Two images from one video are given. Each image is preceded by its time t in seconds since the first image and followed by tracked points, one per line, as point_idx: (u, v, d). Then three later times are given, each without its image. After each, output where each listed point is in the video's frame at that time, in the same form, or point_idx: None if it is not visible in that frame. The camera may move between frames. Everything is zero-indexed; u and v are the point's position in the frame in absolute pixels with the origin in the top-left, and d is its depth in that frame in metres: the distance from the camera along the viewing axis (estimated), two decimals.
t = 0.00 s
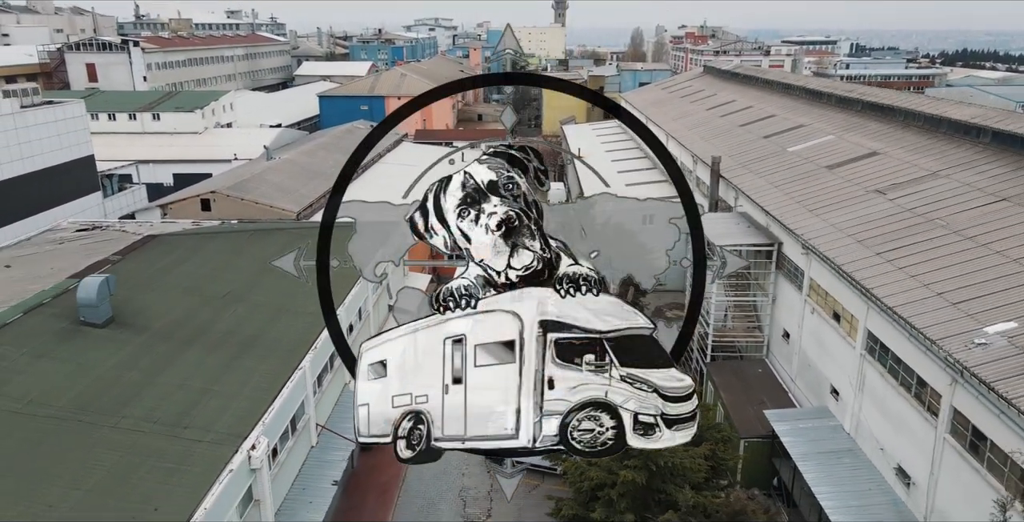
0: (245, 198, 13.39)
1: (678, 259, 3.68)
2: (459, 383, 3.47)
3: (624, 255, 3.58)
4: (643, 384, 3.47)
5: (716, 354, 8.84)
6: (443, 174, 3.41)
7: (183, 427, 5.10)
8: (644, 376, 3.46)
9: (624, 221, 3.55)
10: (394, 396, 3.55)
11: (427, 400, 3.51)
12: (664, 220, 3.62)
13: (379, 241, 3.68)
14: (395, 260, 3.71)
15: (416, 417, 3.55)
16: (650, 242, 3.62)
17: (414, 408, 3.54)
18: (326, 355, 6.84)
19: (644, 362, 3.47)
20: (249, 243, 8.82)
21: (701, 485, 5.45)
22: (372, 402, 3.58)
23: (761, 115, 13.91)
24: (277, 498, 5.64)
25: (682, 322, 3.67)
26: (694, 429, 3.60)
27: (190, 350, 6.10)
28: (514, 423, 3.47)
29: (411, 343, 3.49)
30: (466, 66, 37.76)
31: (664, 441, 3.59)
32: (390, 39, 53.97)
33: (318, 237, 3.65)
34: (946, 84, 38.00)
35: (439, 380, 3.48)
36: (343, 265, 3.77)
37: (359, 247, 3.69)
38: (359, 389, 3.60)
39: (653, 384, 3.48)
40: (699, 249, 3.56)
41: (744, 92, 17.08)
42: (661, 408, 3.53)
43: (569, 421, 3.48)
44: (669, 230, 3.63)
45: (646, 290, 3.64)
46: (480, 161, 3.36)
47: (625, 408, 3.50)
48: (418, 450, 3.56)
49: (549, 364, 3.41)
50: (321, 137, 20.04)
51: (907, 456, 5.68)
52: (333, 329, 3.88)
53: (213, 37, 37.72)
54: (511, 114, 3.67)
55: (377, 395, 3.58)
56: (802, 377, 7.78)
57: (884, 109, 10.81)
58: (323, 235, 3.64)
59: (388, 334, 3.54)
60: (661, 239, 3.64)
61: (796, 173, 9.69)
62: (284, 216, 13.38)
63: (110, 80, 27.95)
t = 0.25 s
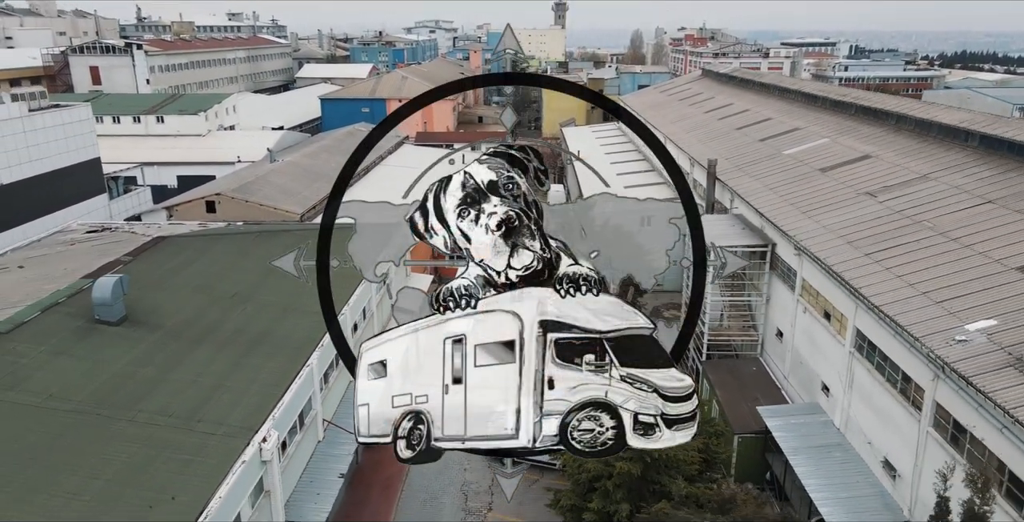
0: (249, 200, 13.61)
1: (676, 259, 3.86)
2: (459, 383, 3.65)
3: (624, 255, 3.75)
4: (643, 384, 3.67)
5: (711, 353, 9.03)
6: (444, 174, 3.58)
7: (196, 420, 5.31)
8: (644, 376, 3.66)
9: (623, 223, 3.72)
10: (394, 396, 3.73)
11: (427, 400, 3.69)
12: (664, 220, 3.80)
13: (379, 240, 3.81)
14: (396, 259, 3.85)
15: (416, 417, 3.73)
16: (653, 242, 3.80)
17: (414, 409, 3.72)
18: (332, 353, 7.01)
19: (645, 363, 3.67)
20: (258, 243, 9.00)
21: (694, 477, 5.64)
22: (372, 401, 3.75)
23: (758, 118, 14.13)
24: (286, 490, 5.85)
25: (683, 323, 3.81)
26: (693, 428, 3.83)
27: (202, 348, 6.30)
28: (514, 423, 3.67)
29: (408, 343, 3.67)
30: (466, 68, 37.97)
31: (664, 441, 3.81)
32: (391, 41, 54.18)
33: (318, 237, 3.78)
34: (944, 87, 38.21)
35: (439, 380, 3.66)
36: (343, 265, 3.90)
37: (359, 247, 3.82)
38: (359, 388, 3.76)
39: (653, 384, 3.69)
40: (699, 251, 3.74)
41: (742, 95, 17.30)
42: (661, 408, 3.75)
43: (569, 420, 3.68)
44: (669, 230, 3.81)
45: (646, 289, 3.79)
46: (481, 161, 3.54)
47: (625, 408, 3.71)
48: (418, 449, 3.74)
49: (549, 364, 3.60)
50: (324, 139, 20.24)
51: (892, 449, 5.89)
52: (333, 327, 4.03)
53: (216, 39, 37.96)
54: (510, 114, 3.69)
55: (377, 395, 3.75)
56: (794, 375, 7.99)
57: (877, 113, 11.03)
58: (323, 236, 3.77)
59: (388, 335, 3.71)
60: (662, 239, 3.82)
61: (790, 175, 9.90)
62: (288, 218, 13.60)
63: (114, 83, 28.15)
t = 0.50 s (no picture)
0: (253, 202, 13.80)
1: (676, 259, 4.00)
2: (459, 383, 3.79)
3: (624, 255, 3.87)
4: (644, 384, 3.84)
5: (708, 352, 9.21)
6: (444, 174, 3.70)
7: (207, 415, 5.50)
8: (644, 376, 3.82)
9: (621, 224, 3.83)
10: (394, 397, 3.86)
11: (427, 400, 3.82)
12: (664, 220, 3.91)
13: (379, 241, 3.91)
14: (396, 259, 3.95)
15: (416, 417, 3.86)
16: (654, 240, 3.91)
17: (414, 409, 3.85)
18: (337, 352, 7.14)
19: (643, 363, 3.82)
20: (265, 241, 9.07)
21: (689, 470, 5.81)
22: (371, 401, 3.89)
23: (754, 121, 14.34)
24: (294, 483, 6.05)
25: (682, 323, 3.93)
26: (692, 428, 4.00)
27: (210, 345, 6.47)
28: (513, 423, 3.83)
29: (407, 342, 3.79)
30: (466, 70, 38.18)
31: (663, 440, 3.98)
32: (391, 43, 54.38)
33: (318, 238, 3.90)
34: (942, 88, 38.42)
35: (439, 380, 3.79)
36: (343, 265, 4.00)
37: (359, 247, 3.91)
38: (359, 387, 3.90)
39: (653, 384, 3.85)
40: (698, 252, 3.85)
41: (739, 97, 17.51)
42: (662, 408, 3.92)
43: (569, 420, 3.85)
44: (669, 229, 3.93)
45: (646, 288, 3.93)
46: (481, 162, 3.66)
47: (625, 408, 3.88)
48: (418, 449, 3.87)
49: (549, 363, 3.76)
50: (325, 141, 20.44)
51: (881, 444, 6.09)
52: (333, 325, 4.13)
53: (217, 41, 38.17)
54: (511, 114, 3.79)
55: (376, 395, 3.88)
56: (788, 372, 8.19)
57: (870, 117, 11.24)
58: (324, 236, 3.89)
59: (387, 335, 3.83)
60: (663, 239, 3.95)
61: (784, 178, 10.10)
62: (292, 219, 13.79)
63: (116, 85, 28.31)
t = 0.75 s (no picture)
0: (258, 204, 14.01)
1: (676, 258, 4.18)
2: (459, 383, 3.81)
3: (622, 256, 4.04)
4: (644, 384, 3.87)
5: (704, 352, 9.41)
6: (443, 173, 3.84)
7: (219, 410, 5.71)
8: (645, 376, 3.87)
9: (620, 226, 4.01)
10: (394, 396, 3.90)
11: (427, 400, 3.86)
12: (664, 220, 4.09)
13: (377, 241, 4.08)
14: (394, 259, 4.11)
15: (416, 417, 3.90)
16: (654, 241, 4.11)
17: (414, 409, 3.89)
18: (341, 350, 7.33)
19: (643, 363, 3.87)
20: (270, 243, 9.31)
21: (683, 464, 6.01)
22: (371, 401, 3.92)
23: (750, 124, 14.56)
24: (303, 475, 6.28)
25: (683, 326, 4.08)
26: (691, 428, 4.03)
27: (219, 344, 6.66)
28: (513, 423, 3.85)
29: (407, 341, 3.83)
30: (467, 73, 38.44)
31: (663, 440, 4.00)
32: (392, 46, 54.66)
33: (318, 238, 4.03)
34: (939, 90, 38.66)
35: (440, 379, 3.83)
36: (343, 264, 4.24)
37: (358, 247, 4.12)
38: (360, 388, 3.93)
39: (653, 384, 3.89)
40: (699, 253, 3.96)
41: (736, 101, 17.75)
42: (662, 408, 3.95)
43: (570, 420, 3.87)
44: (669, 229, 4.10)
45: (645, 288, 4.14)
46: (480, 161, 3.68)
47: (625, 407, 3.90)
48: (418, 449, 3.90)
49: (549, 363, 3.78)
50: (328, 143, 20.66)
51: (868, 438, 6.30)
52: (334, 322, 4.32)
53: (219, 44, 38.41)
54: (512, 115, 3.93)
55: (376, 394, 3.92)
56: (782, 370, 8.40)
57: (864, 121, 11.45)
58: (323, 236, 4.02)
59: (388, 335, 3.88)
60: (664, 240, 4.13)
61: (779, 181, 10.31)
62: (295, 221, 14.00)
63: (120, 88, 28.54)
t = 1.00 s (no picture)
0: (262, 205, 14.20)
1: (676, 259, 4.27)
2: (459, 384, 3.94)
3: (620, 256, 4.17)
4: (644, 384, 4.05)
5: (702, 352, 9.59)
6: (445, 174, 3.96)
7: (229, 406, 5.90)
8: (644, 377, 4.03)
9: (618, 227, 4.12)
10: (394, 396, 4.04)
11: (427, 400, 3.99)
12: (664, 221, 4.18)
13: (378, 242, 4.08)
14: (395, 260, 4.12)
15: (416, 417, 4.02)
16: (654, 243, 4.21)
17: (414, 409, 4.02)
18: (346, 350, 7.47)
19: (643, 364, 4.03)
20: (276, 244, 9.52)
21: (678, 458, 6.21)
22: (372, 401, 4.06)
23: (748, 127, 14.76)
24: (310, 469, 6.47)
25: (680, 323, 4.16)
26: (690, 429, 4.21)
27: (230, 341, 6.88)
28: (513, 423, 4.00)
29: (407, 343, 3.96)
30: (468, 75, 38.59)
31: (662, 440, 4.18)
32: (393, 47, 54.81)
33: (319, 239, 4.09)
34: (937, 91, 38.80)
35: (442, 380, 3.96)
36: (344, 265, 4.25)
37: (358, 248, 4.09)
38: (360, 388, 4.06)
39: (653, 384, 4.06)
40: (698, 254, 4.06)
41: (734, 104, 17.95)
42: (661, 408, 4.12)
43: (570, 420, 4.03)
44: (669, 229, 4.20)
45: (645, 288, 4.21)
46: (480, 162, 3.90)
47: (625, 408, 4.08)
48: (418, 449, 4.03)
49: (550, 363, 3.94)
50: (330, 145, 20.84)
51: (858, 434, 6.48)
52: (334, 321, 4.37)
53: (220, 46, 38.61)
54: (512, 115, 4.09)
55: (376, 395, 4.06)
56: (777, 369, 8.58)
57: (858, 124, 11.66)
58: (324, 239, 4.09)
59: (387, 337, 4.00)
60: (664, 240, 4.22)
61: (774, 183, 10.52)
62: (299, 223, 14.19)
63: (123, 90, 28.68)
